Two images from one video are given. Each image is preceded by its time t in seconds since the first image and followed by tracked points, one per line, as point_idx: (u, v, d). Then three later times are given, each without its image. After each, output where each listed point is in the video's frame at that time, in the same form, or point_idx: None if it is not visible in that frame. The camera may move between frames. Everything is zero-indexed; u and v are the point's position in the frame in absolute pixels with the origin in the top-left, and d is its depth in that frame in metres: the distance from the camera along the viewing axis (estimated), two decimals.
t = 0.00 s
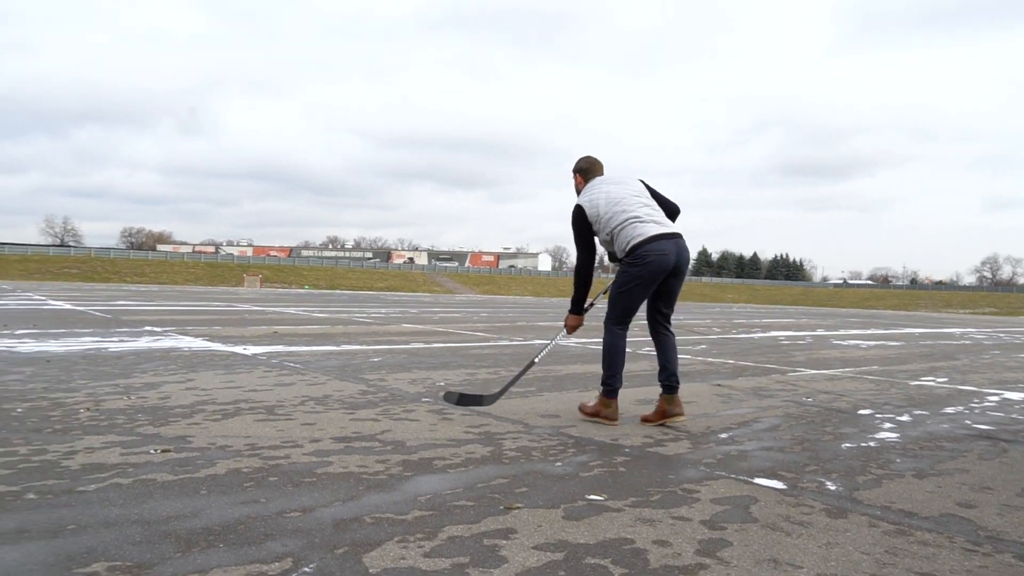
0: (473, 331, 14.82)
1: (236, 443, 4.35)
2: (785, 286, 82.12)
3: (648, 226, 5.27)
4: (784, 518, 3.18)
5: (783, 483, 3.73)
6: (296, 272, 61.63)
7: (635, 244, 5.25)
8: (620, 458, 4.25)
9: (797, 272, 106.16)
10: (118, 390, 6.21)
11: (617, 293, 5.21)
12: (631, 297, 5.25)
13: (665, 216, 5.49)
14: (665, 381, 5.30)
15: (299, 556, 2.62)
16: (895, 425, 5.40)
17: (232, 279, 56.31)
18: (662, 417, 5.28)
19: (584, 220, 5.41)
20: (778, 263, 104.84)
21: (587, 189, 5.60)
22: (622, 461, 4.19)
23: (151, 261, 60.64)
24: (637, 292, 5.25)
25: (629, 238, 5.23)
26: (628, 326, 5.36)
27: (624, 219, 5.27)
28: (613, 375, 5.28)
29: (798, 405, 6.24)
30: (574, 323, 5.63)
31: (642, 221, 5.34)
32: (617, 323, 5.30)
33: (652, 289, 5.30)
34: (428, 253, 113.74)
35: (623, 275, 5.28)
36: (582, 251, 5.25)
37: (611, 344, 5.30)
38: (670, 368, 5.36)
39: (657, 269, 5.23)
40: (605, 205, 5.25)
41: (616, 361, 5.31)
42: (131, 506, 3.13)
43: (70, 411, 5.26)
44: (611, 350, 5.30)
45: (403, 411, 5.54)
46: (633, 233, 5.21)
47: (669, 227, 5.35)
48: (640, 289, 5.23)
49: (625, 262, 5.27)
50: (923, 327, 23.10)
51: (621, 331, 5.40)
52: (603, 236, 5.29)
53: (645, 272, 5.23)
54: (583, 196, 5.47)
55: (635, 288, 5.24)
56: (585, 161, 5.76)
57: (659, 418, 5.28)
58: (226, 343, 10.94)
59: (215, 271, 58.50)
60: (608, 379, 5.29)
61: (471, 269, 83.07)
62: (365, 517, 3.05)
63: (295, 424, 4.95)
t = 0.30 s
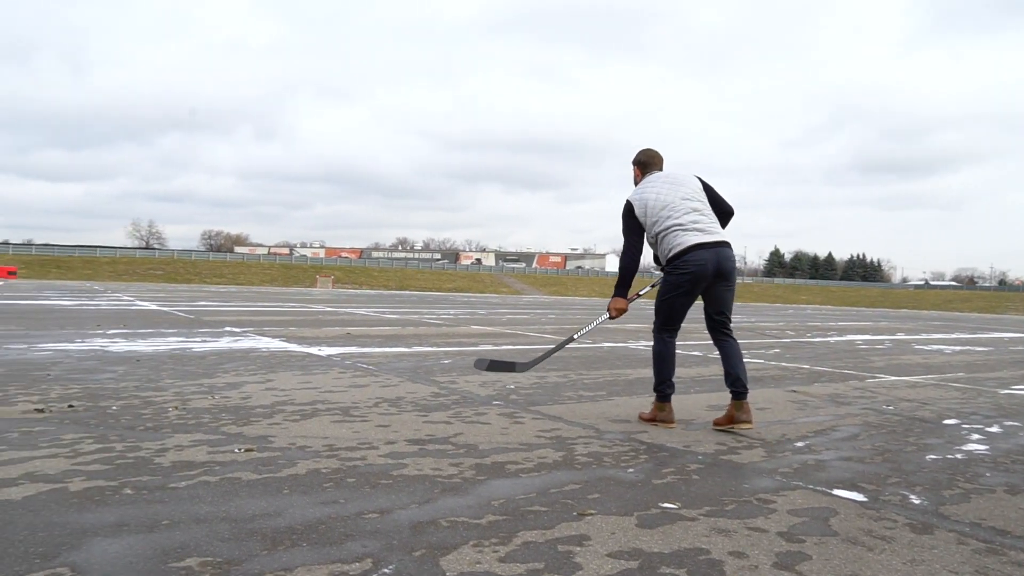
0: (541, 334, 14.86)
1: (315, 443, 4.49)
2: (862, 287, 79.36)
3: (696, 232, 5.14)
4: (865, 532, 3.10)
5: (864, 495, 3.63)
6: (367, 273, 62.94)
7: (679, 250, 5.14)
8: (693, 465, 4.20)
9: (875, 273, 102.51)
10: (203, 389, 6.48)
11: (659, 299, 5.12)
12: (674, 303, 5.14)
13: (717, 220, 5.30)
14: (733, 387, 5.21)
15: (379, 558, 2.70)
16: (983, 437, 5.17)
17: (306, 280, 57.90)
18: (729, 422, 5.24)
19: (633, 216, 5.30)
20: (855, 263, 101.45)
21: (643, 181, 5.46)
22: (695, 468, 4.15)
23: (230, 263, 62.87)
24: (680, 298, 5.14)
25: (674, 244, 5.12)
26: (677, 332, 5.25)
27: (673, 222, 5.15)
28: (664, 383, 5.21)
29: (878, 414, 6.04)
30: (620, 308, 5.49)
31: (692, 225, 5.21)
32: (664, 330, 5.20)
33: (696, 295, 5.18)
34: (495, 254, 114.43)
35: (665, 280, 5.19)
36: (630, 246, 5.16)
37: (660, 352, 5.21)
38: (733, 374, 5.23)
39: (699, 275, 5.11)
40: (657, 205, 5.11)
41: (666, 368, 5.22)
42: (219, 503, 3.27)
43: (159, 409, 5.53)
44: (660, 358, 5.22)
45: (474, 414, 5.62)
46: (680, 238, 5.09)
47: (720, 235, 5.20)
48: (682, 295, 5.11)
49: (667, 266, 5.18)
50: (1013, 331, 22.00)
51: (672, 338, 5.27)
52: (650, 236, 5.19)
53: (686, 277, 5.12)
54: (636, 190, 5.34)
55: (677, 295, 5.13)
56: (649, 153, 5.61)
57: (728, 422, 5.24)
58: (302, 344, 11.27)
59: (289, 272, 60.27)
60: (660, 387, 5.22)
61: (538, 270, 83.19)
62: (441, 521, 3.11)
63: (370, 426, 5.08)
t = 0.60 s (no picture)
0: (587, 336, 14.81)
1: (365, 446, 4.55)
2: (918, 288, 77.20)
3: (746, 235, 5.01)
4: (926, 544, 3.01)
5: (924, 506, 3.52)
6: (413, 274, 63.54)
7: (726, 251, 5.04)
8: (744, 472, 4.14)
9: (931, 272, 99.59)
10: (256, 391, 6.62)
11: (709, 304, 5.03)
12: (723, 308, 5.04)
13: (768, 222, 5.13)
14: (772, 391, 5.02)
15: (430, 563, 2.72)
16: None
17: (353, 281, 58.72)
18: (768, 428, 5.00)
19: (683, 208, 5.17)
20: (910, 263, 98.72)
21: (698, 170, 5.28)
22: (746, 474, 4.08)
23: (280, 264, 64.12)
24: (729, 301, 5.03)
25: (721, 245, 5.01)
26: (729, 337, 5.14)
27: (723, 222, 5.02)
28: (716, 390, 5.13)
29: (937, 420, 5.85)
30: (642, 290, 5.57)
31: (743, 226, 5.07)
32: (719, 336, 5.09)
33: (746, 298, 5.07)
34: (540, 254, 114.56)
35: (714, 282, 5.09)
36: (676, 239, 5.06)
37: (714, 358, 5.13)
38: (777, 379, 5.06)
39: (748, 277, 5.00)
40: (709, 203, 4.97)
41: (718, 374, 5.13)
42: (273, 505, 3.34)
43: (215, 410, 5.66)
44: (712, 365, 5.13)
45: (521, 417, 5.62)
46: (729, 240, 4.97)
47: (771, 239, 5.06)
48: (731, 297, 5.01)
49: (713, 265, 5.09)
50: None
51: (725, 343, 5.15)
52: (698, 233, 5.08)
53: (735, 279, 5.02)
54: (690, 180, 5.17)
55: (725, 297, 5.03)
56: (709, 138, 5.40)
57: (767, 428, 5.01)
58: (351, 345, 11.43)
59: (337, 273, 61.17)
60: (712, 393, 5.15)
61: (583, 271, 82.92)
62: (490, 526, 3.12)
63: (419, 428, 5.12)
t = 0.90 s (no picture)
0: (605, 336, 14.73)
1: (382, 451, 4.53)
2: (940, 286, 76.19)
3: (780, 241, 4.75)
4: (955, 556, 2.93)
5: (952, 515, 3.44)
6: (431, 274, 63.62)
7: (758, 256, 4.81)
8: (765, 478, 4.07)
9: (953, 271, 98.40)
10: (274, 394, 6.62)
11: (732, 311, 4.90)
12: (746, 317, 4.88)
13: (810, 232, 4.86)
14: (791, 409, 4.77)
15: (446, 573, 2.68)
16: None
17: (371, 280, 58.92)
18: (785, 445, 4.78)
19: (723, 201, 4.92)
20: (932, 262, 97.57)
21: (748, 162, 4.98)
22: (768, 481, 4.01)
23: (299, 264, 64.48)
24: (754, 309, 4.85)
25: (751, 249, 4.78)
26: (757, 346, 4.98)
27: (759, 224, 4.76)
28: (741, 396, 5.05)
29: (963, 425, 5.74)
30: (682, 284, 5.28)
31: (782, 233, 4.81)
32: (743, 342, 4.97)
33: (772, 308, 4.84)
34: (557, 254, 114.35)
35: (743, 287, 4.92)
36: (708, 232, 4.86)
37: (739, 364, 5.02)
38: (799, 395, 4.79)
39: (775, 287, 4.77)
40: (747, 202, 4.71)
41: (742, 382, 5.04)
42: (290, 512, 3.32)
43: (232, 413, 5.67)
44: (738, 372, 5.05)
45: (539, 421, 5.57)
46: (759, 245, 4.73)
47: (808, 250, 4.78)
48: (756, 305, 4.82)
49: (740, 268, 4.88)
50: None
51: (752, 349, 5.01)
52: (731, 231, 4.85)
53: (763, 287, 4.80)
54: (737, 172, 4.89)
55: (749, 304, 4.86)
56: (771, 125, 5.06)
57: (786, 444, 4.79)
58: (368, 347, 11.44)
59: (355, 273, 61.40)
60: (735, 399, 5.09)
61: (600, 270, 82.66)
62: (507, 534, 3.08)
63: (436, 432, 5.09)
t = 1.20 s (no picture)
0: (610, 336, 14.60)
1: (384, 456, 4.44)
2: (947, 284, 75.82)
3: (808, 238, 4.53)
4: (974, 569, 2.83)
5: (969, 525, 3.34)
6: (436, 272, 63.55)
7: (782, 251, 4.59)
8: (776, 485, 3.97)
9: (960, 269, 97.83)
10: (276, 396, 6.54)
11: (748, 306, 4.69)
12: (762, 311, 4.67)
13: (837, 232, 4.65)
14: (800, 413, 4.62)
15: None
16: None
17: (376, 279, 58.89)
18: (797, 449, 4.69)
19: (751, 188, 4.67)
20: (939, 260, 97.07)
21: (784, 147, 4.72)
22: (779, 488, 3.91)
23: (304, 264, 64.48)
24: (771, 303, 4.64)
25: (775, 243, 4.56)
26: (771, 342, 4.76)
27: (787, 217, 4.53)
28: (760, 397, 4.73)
29: (976, 428, 5.63)
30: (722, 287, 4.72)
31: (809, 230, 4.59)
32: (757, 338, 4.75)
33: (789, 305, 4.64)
34: (563, 252, 114.19)
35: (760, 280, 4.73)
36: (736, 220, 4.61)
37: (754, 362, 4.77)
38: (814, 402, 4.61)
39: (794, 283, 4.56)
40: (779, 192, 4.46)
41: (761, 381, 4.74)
42: (288, 522, 3.24)
43: (233, 417, 5.59)
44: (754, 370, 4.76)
45: (544, 425, 5.48)
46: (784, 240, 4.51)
47: (834, 250, 4.58)
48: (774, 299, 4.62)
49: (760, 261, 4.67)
50: None
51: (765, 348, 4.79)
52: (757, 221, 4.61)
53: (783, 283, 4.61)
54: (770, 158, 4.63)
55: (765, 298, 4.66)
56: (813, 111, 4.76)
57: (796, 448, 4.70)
58: (372, 347, 11.36)
59: (360, 272, 61.37)
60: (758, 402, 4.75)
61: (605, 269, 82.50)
62: (511, 545, 3.00)
63: (439, 437, 5.00)
